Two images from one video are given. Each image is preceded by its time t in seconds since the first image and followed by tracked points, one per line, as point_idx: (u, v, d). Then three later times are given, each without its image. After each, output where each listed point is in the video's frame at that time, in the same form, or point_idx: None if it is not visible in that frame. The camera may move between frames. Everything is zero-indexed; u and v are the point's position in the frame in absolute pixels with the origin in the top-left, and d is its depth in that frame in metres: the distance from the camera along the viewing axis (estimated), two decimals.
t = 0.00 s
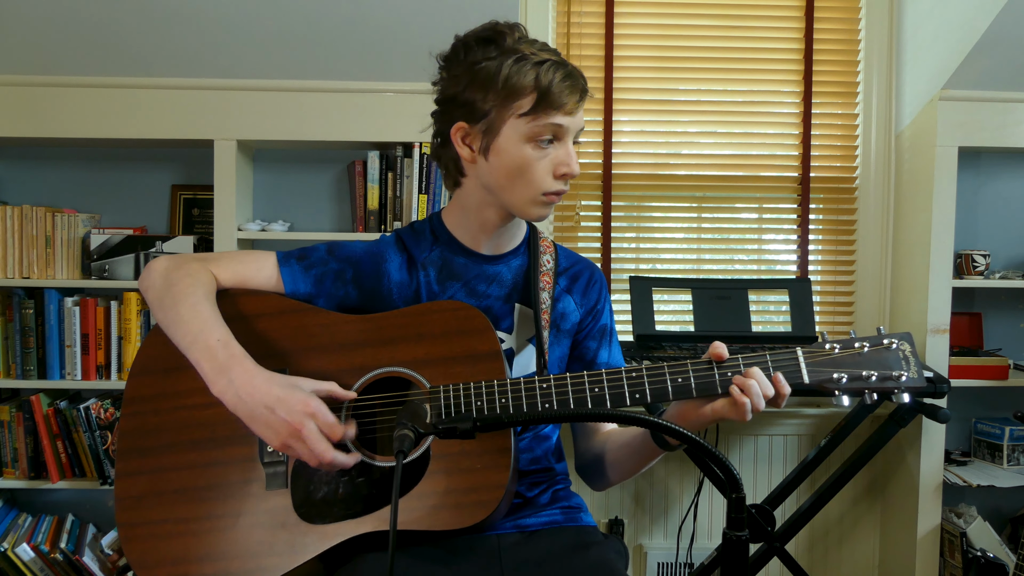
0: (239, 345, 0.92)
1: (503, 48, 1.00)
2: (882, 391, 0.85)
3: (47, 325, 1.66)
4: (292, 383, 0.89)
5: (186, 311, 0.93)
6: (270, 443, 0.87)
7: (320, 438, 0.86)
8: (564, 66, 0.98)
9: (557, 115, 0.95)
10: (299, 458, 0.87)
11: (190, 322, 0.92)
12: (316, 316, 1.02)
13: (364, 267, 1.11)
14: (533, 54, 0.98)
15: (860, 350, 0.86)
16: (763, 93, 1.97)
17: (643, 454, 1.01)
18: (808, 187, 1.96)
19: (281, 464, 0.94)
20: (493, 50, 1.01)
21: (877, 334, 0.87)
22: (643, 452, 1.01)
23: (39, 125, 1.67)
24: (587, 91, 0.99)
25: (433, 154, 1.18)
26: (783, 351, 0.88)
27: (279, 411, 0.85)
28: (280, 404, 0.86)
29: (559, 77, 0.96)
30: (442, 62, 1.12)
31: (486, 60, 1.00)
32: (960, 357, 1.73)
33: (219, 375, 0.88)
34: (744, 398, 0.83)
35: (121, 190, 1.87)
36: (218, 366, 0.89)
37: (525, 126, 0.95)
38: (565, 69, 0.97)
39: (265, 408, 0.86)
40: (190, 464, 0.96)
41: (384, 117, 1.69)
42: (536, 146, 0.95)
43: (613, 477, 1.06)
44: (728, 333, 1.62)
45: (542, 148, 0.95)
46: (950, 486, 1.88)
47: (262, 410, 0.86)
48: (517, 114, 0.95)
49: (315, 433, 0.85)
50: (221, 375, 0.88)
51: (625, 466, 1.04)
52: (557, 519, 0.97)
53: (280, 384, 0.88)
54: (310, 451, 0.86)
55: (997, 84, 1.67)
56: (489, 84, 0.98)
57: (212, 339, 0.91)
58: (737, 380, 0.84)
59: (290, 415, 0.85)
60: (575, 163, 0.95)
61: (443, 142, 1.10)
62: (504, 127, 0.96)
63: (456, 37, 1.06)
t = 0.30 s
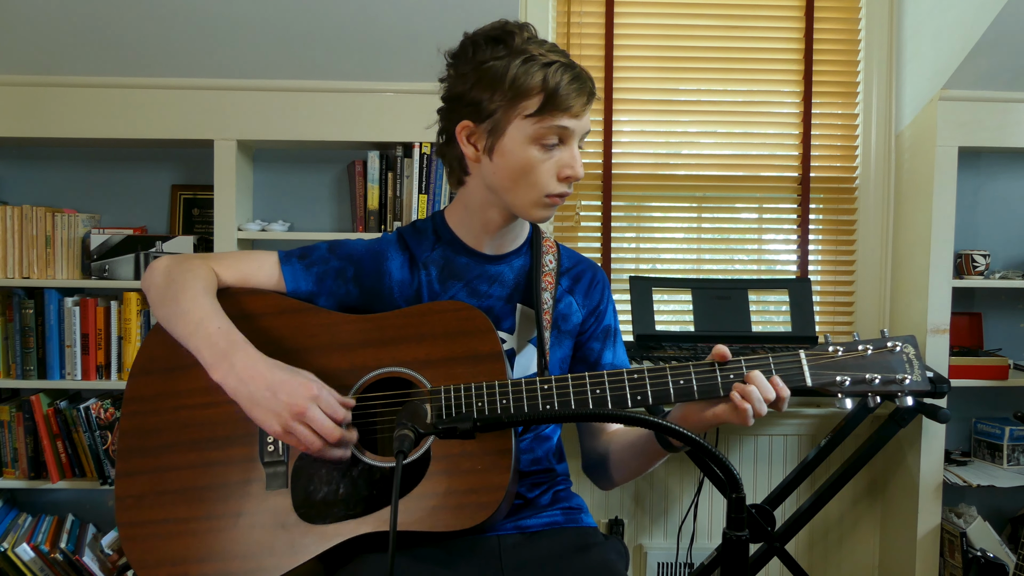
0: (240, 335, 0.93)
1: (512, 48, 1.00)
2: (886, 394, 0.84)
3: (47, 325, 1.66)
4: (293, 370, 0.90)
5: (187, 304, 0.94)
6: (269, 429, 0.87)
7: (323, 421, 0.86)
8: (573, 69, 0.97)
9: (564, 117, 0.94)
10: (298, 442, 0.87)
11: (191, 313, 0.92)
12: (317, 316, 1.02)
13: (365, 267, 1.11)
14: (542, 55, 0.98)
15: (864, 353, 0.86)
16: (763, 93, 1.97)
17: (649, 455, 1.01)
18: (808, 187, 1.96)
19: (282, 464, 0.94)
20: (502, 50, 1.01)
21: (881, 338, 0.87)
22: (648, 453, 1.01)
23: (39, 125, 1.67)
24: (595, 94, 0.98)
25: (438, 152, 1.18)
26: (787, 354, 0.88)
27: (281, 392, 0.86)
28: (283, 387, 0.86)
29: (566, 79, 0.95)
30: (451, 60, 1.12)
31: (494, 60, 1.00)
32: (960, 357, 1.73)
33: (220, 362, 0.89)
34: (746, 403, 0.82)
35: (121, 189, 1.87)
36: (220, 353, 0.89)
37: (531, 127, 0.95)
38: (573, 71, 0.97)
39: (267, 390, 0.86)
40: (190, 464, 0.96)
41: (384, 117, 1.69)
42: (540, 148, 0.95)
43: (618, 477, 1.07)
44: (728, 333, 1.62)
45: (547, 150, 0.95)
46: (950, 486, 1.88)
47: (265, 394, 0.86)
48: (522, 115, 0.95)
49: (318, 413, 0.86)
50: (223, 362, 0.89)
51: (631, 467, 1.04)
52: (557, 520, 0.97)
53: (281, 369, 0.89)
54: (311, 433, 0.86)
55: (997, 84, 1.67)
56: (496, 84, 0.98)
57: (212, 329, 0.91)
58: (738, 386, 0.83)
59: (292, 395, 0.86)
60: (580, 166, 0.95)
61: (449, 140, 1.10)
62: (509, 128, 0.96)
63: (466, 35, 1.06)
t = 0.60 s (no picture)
0: (238, 354, 0.92)
1: (510, 48, 1.00)
2: (886, 392, 0.85)
3: (47, 324, 1.66)
4: (290, 392, 0.89)
5: (188, 313, 0.93)
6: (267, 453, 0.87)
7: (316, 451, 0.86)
8: (570, 71, 0.96)
9: (559, 119, 0.94)
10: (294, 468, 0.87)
11: (193, 325, 0.92)
12: (319, 316, 1.02)
13: (367, 266, 1.11)
14: (540, 56, 0.97)
15: (863, 352, 0.86)
16: (763, 93, 1.97)
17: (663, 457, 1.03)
18: (808, 187, 1.96)
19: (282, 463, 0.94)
20: (501, 50, 1.00)
21: (881, 337, 0.87)
22: (664, 455, 1.03)
23: (39, 125, 1.67)
24: (594, 95, 0.97)
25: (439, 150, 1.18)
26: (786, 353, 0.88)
27: (274, 423, 0.85)
28: (279, 417, 0.85)
29: (562, 81, 0.94)
30: (453, 59, 1.12)
31: (493, 60, 0.99)
32: (960, 357, 1.73)
33: (220, 384, 0.88)
34: (746, 407, 0.84)
35: (120, 189, 1.87)
36: (220, 376, 0.88)
37: (525, 129, 0.94)
38: (571, 73, 0.96)
39: (262, 418, 0.85)
40: (191, 463, 0.96)
41: (385, 116, 1.69)
42: (535, 150, 0.95)
43: (628, 478, 1.08)
44: (728, 333, 1.62)
45: (541, 152, 0.95)
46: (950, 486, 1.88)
47: (260, 422, 0.85)
48: (517, 115, 0.95)
49: (309, 446, 0.85)
50: (222, 385, 0.88)
51: (646, 469, 1.05)
52: (558, 520, 0.97)
53: (278, 395, 0.87)
54: (305, 462, 0.86)
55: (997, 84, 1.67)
56: (493, 84, 0.97)
57: (213, 347, 0.91)
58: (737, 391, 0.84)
59: (286, 426, 0.85)
60: (574, 169, 0.95)
61: (450, 139, 1.10)
62: (505, 128, 0.96)
63: (469, 35, 1.06)
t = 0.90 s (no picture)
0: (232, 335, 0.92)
1: (510, 48, 1.00)
2: (887, 395, 0.85)
3: (47, 324, 1.66)
4: (278, 357, 0.90)
5: (188, 310, 0.93)
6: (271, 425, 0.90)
7: (315, 405, 0.87)
8: (568, 71, 0.96)
9: (556, 120, 0.94)
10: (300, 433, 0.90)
11: (189, 316, 0.92)
12: (319, 315, 1.02)
13: (367, 266, 1.11)
14: (538, 56, 0.97)
15: (864, 354, 0.86)
16: (763, 93, 1.97)
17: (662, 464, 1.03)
18: (808, 187, 1.96)
19: (282, 463, 0.94)
20: (500, 50, 1.00)
21: (882, 339, 0.87)
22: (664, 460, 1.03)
23: (39, 126, 1.67)
24: (592, 96, 0.97)
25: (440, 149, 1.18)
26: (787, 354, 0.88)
27: (267, 390, 0.87)
28: (269, 381, 0.87)
29: (560, 81, 0.94)
30: (453, 58, 1.11)
31: (492, 60, 0.99)
32: (960, 357, 1.73)
33: (215, 364, 0.89)
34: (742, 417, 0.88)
35: (120, 189, 1.87)
36: (213, 354, 0.89)
37: (523, 128, 0.94)
38: (569, 73, 0.96)
39: (255, 386, 0.87)
40: (191, 462, 0.96)
41: (384, 116, 1.69)
42: (532, 150, 0.95)
43: (631, 480, 1.08)
44: (728, 333, 1.62)
45: (538, 152, 0.95)
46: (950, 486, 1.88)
47: (254, 390, 0.87)
48: (514, 115, 0.95)
49: (306, 403, 0.87)
50: (215, 365, 0.89)
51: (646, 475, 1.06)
52: (558, 520, 0.97)
53: (267, 363, 0.89)
54: (309, 418, 0.87)
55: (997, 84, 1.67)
56: (492, 84, 0.98)
57: (207, 330, 0.91)
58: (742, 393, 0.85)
59: (278, 392, 0.87)
60: (571, 169, 0.95)
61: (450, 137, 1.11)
62: (503, 128, 0.96)
63: (469, 35, 1.06)
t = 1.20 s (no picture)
0: (238, 353, 0.92)
1: (508, 49, 1.00)
2: (887, 397, 0.85)
3: (47, 325, 1.66)
4: (292, 393, 0.90)
5: (189, 313, 0.93)
6: (264, 454, 0.87)
7: (316, 451, 0.86)
8: (567, 74, 0.96)
9: (554, 122, 0.93)
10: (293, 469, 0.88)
11: (192, 324, 0.92)
12: (319, 315, 1.02)
13: (367, 266, 1.11)
14: (537, 58, 0.97)
15: (865, 357, 0.86)
16: (763, 93, 1.97)
17: (656, 467, 1.02)
18: (808, 186, 1.96)
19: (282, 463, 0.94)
20: (499, 51, 1.00)
21: (883, 341, 0.87)
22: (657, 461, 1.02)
23: (39, 126, 1.67)
24: (590, 98, 0.97)
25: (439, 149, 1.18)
26: (788, 357, 0.88)
27: (275, 423, 0.85)
28: (278, 417, 0.86)
29: (558, 83, 0.94)
30: (453, 58, 1.11)
31: (490, 61, 1.00)
32: (961, 357, 1.73)
33: (221, 383, 0.88)
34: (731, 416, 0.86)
35: (120, 189, 1.87)
36: (220, 374, 0.88)
37: (520, 130, 0.94)
38: (568, 75, 0.96)
39: (262, 418, 0.85)
40: (191, 462, 0.96)
41: (384, 116, 1.69)
42: (529, 152, 0.95)
43: (627, 481, 1.08)
44: (728, 333, 1.62)
45: (536, 154, 0.95)
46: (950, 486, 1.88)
47: (259, 422, 0.86)
48: (512, 116, 0.95)
49: (309, 447, 0.85)
50: (222, 385, 0.88)
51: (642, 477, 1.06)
52: (557, 520, 0.97)
53: (279, 396, 0.88)
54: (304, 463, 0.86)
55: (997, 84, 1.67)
56: (489, 85, 0.98)
57: (212, 346, 0.91)
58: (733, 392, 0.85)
59: (287, 427, 0.85)
60: (568, 172, 0.95)
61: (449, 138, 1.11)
62: (500, 129, 0.96)
63: (468, 35, 1.06)
